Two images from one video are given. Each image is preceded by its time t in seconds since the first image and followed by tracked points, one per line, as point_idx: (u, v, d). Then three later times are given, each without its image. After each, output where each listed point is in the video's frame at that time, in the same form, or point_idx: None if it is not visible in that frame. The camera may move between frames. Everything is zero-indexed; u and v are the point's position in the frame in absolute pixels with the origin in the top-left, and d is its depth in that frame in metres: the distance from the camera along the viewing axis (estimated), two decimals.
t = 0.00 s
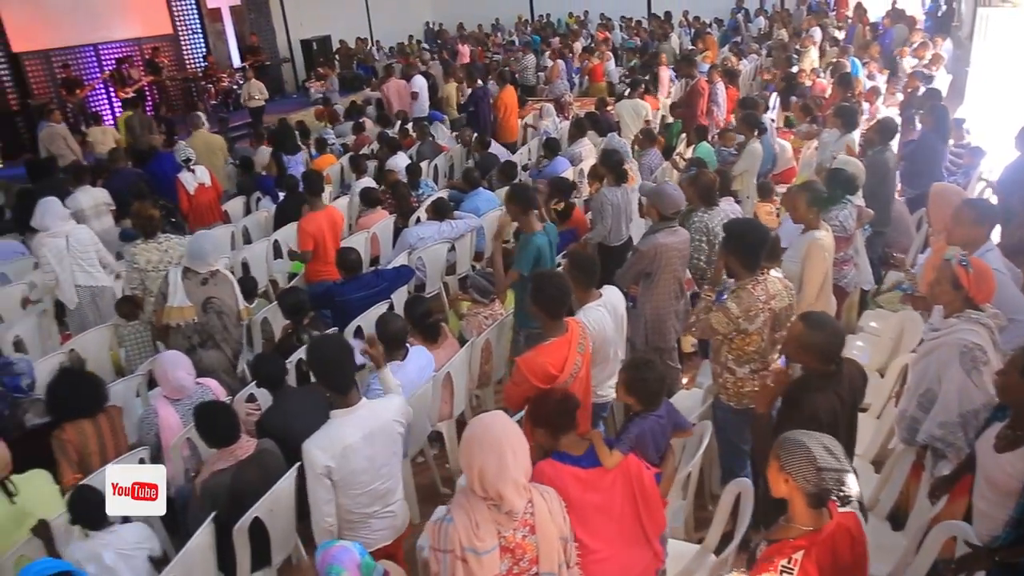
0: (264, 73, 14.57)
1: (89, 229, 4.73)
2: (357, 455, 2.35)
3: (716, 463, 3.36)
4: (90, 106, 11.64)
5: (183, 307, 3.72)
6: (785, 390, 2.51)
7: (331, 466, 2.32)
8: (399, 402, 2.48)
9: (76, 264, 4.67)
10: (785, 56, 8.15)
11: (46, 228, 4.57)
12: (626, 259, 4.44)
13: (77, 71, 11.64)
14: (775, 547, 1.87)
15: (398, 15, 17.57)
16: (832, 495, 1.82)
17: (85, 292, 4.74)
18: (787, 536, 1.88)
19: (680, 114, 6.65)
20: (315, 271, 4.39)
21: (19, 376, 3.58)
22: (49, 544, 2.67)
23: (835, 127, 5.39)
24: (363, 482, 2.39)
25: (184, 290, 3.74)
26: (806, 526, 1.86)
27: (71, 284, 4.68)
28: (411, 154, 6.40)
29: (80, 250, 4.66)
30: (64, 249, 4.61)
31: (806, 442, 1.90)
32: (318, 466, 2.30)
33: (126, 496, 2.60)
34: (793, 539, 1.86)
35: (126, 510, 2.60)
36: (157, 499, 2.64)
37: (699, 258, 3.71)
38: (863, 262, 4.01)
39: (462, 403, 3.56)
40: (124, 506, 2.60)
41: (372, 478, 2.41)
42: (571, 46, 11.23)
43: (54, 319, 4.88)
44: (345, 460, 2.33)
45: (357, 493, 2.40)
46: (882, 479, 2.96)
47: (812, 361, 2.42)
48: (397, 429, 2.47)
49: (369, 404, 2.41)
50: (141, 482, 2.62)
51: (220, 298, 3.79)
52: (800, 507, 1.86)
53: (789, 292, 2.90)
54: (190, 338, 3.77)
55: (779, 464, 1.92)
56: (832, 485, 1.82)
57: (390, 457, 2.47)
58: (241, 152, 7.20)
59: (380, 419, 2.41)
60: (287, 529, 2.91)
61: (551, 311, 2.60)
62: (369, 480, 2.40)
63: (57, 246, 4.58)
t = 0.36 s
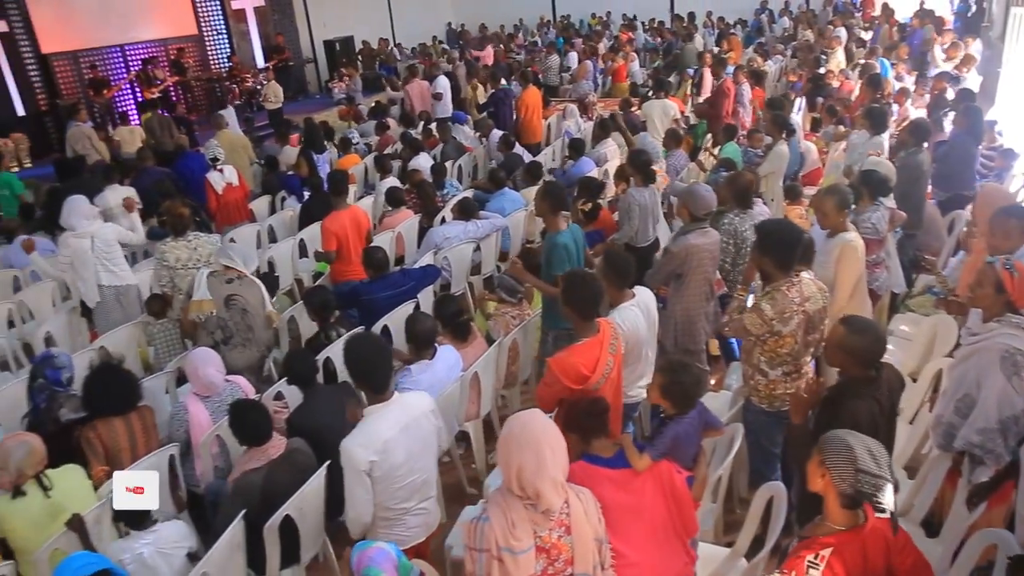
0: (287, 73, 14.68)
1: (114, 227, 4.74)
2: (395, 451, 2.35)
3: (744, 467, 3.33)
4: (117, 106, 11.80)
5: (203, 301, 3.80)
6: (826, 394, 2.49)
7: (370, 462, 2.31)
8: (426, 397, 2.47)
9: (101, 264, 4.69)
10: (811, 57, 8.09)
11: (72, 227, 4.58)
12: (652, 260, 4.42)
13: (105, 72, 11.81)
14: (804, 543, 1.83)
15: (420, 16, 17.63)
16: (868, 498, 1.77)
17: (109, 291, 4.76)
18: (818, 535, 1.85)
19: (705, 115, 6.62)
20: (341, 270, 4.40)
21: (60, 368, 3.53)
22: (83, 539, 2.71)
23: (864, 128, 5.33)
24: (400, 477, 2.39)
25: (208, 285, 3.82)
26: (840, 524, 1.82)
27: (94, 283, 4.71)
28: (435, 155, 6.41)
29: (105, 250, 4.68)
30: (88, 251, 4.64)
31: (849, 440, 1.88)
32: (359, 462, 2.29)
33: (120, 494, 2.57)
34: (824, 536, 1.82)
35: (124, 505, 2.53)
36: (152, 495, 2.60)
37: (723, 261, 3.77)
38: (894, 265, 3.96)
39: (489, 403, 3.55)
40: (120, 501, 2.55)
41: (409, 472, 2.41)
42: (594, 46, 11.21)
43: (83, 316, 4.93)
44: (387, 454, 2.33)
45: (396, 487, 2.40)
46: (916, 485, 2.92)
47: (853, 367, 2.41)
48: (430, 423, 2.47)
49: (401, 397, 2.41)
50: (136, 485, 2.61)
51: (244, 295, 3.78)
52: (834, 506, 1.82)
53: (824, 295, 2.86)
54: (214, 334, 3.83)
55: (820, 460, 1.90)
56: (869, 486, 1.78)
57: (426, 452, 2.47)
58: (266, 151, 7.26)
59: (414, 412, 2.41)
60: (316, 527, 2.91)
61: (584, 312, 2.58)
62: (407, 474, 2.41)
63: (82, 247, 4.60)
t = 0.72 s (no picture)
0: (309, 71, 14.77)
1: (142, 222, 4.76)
2: (428, 441, 2.35)
3: (771, 469, 3.31)
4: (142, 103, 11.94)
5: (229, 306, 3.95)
6: (861, 392, 2.50)
7: (401, 452, 2.30)
8: (462, 391, 2.47)
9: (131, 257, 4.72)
10: (838, 56, 8.01)
11: (99, 223, 4.59)
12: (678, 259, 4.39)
13: (130, 69, 11.94)
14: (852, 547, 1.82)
15: (440, 15, 17.66)
16: (920, 506, 1.76)
17: (138, 285, 4.78)
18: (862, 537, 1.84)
19: (730, 114, 6.57)
20: (363, 268, 4.41)
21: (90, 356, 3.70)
22: (113, 532, 2.74)
23: (893, 128, 5.27)
24: (432, 468, 2.39)
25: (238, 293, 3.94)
26: (886, 528, 1.81)
27: (123, 277, 4.72)
28: (458, 153, 6.42)
29: (133, 245, 4.69)
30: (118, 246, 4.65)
31: (905, 445, 1.83)
32: (391, 452, 2.28)
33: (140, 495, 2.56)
34: (872, 540, 1.82)
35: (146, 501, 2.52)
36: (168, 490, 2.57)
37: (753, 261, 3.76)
38: (925, 267, 3.90)
39: (513, 401, 3.54)
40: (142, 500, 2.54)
41: (441, 464, 2.41)
42: (616, 45, 11.17)
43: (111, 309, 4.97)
44: (418, 445, 2.32)
45: (428, 478, 2.40)
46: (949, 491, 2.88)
47: (895, 367, 2.39)
48: (462, 418, 2.46)
49: (435, 390, 2.41)
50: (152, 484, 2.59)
51: (270, 299, 3.82)
52: (883, 511, 1.81)
53: (857, 296, 2.82)
54: (243, 335, 3.83)
55: (869, 460, 1.86)
56: (925, 494, 1.76)
57: (458, 445, 2.45)
58: (290, 149, 7.30)
59: (447, 405, 2.42)
60: (343, 522, 2.92)
61: (615, 311, 2.56)
62: (438, 465, 2.40)
63: (112, 242, 4.61)
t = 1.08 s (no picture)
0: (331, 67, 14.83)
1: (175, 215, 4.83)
2: (469, 430, 2.34)
3: (801, 469, 3.28)
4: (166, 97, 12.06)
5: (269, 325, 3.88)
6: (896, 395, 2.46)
7: (443, 439, 2.31)
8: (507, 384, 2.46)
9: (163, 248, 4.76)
10: (866, 53, 7.93)
11: (134, 213, 4.65)
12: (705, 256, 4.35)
13: (155, 63, 12.05)
14: (899, 552, 1.81)
15: (462, 11, 17.68)
16: (964, 516, 1.72)
17: (169, 275, 4.82)
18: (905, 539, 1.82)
19: (756, 111, 6.52)
20: (388, 263, 4.41)
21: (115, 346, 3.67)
22: (144, 522, 2.76)
23: (924, 126, 5.20)
24: (471, 456, 2.38)
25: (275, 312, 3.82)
26: (928, 530, 1.79)
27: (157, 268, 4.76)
28: (483, 148, 6.42)
29: (166, 235, 4.75)
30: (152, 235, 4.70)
31: (952, 450, 1.78)
32: (431, 438, 2.29)
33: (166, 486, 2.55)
34: (918, 545, 1.79)
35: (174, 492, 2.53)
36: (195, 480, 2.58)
37: (794, 260, 3.67)
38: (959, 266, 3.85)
39: (540, 397, 3.53)
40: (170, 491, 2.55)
41: (479, 453, 2.40)
42: (640, 41, 11.10)
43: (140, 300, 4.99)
44: (457, 433, 2.32)
45: (465, 466, 2.39)
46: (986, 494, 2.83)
47: (933, 367, 2.35)
48: (503, 410, 2.44)
49: (481, 379, 2.41)
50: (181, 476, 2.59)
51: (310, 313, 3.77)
52: (925, 513, 1.79)
53: (893, 295, 2.79)
54: (289, 351, 3.77)
55: (914, 462, 1.82)
56: (968, 503, 1.72)
57: (498, 436, 2.44)
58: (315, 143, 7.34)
59: (490, 395, 2.40)
60: (371, 515, 2.92)
61: (647, 307, 2.52)
62: (476, 454, 2.39)
63: (147, 231, 4.66)
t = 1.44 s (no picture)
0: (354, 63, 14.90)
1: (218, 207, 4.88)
2: (507, 423, 2.34)
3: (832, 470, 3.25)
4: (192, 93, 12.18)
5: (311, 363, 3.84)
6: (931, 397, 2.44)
7: (480, 431, 2.32)
8: (549, 379, 2.46)
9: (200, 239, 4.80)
10: (895, 51, 7.85)
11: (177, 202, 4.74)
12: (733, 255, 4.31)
13: (181, 59, 12.16)
14: (922, 542, 1.75)
15: (484, 8, 17.69)
16: (989, 517, 1.66)
17: (203, 266, 4.84)
18: (932, 534, 1.77)
19: (784, 109, 6.47)
20: (415, 259, 4.41)
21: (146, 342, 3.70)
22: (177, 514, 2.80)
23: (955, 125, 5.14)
24: (508, 451, 2.38)
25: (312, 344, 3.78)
26: (954, 525, 1.74)
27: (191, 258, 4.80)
28: (508, 145, 6.42)
29: (205, 227, 4.79)
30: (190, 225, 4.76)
31: (985, 450, 1.72)
32: (468, 428, 2.31)
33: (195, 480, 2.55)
34: (941, 536, 1.74)
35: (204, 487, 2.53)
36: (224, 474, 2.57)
37: (829, 262, 3.64)
38: (994, 267, 3.80)
39: (568, 395, 3.53)
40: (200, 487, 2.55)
41: (517, 448, 2.39)
42: (664, 38, 11.06)
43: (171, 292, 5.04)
44: (494, 425, 2.33)
45: (503, 459, 2.39)
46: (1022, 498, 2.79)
47: (961, 366, 2.33)
48: (543, 404, 2.43)
49: (522, 373, 2.41)
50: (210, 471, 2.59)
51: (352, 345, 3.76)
52: (950, 508, 1.74)
53: (928, 294, 2.74)
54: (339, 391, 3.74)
55: (947, 459, 1.78)
56: (991, 506, 1.66)
57: (536, 432, 2.44)
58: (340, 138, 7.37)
59: (529, 388, 2.40)
60: (400, 510, 2.93)
61: (680, 304, 2.48)
62: (514, 449, 2.39)
63: (186, 221, 4.74)
